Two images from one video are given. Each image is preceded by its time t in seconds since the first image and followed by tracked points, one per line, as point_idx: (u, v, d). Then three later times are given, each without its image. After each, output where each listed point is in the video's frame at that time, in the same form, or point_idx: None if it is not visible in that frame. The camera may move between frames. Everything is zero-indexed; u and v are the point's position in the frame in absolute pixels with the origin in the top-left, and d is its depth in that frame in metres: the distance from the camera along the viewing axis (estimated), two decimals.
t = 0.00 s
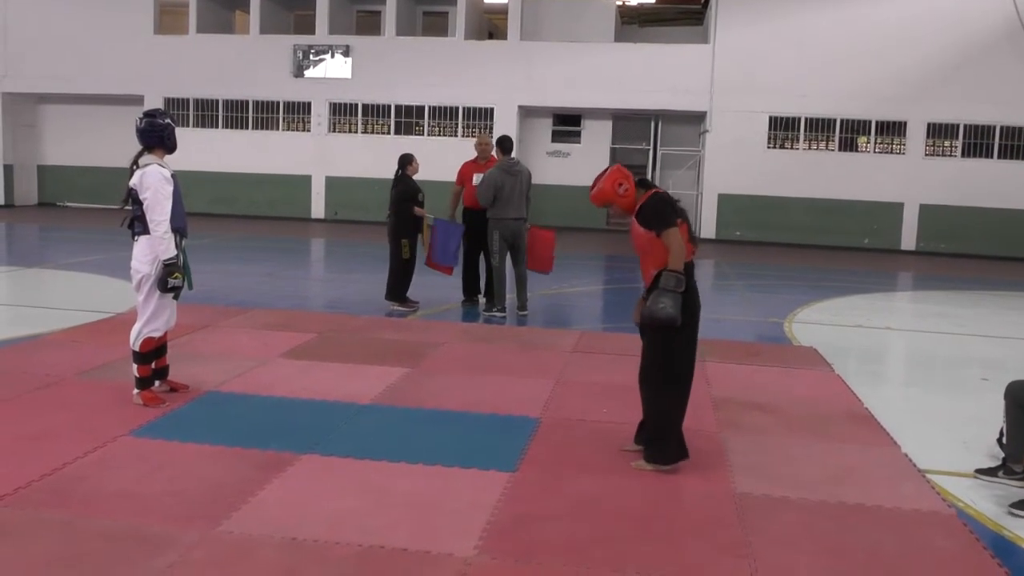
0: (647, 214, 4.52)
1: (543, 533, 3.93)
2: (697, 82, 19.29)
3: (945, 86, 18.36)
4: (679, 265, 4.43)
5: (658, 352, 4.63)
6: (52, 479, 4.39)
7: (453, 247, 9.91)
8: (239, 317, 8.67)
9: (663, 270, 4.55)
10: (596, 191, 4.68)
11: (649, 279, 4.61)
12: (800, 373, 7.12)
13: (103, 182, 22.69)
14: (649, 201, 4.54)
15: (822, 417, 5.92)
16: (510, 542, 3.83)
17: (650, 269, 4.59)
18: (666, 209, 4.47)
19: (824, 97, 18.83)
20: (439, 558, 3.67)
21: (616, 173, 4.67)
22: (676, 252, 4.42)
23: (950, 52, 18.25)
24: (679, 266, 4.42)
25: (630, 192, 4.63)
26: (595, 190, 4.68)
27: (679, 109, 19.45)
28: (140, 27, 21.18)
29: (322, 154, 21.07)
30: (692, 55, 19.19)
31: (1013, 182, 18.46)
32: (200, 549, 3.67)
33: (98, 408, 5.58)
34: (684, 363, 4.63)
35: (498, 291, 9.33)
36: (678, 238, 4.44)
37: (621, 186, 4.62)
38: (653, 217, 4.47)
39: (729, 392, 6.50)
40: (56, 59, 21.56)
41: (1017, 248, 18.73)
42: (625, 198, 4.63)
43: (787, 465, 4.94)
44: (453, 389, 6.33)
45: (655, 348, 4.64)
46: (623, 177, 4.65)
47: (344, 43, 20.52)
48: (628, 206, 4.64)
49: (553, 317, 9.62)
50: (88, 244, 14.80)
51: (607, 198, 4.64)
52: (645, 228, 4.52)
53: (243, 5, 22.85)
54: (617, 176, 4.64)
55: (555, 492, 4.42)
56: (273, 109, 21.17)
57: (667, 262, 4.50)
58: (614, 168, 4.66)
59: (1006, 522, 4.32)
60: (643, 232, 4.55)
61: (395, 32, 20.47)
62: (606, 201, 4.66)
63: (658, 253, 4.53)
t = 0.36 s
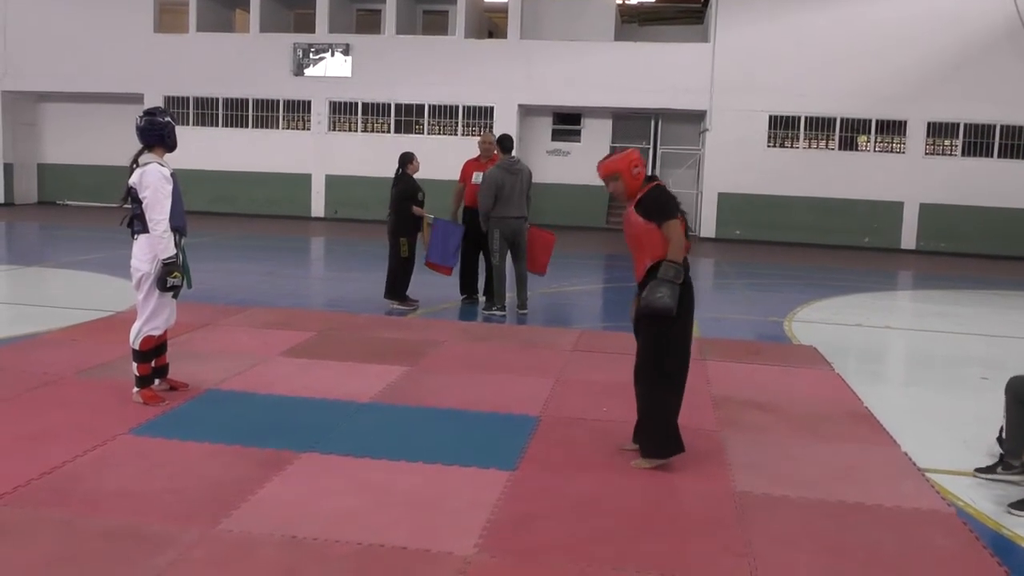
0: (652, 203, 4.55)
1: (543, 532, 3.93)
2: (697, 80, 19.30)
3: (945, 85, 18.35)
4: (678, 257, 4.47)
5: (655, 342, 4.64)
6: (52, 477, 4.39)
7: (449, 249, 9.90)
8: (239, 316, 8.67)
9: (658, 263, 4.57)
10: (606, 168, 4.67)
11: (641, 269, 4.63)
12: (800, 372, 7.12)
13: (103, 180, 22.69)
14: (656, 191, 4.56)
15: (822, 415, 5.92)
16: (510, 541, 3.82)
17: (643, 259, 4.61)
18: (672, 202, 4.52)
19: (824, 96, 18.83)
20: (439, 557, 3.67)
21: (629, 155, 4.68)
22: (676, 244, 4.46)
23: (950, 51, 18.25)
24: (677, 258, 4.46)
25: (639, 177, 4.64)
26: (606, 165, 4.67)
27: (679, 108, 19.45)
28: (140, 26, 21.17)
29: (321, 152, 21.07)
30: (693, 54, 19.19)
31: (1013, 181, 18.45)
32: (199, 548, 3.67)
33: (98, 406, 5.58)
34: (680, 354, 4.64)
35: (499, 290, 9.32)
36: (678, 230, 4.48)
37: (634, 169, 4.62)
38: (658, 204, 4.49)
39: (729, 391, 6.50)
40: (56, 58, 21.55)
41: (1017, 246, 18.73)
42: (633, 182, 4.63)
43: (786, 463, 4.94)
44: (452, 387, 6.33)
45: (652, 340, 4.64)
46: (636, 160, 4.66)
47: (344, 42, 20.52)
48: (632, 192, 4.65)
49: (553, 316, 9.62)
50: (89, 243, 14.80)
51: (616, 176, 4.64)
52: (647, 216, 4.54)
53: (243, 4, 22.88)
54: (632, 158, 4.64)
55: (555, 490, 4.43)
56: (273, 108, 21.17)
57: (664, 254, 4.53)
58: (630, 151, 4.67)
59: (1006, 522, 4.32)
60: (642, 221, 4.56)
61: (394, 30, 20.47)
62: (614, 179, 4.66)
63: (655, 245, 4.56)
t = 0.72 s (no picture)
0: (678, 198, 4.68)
1: (544, 529, 3.93)
2: (696, 78, 19.28)
3: (944, 81, 18.35)
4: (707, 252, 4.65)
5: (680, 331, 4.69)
6: (52, 477, 4.39)
7: (449, 250, 9.93)
8: (239, 315, 8.67)
9: (676, 259, 4.72)
10: (632, 162, 4.67)
11: (659, 264, 4.72)
12: (800, 369, 7.12)
13: (103, 180, 22.68)
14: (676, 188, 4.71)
15: (823, 413, 5.92)
16: (510, 540, 3.83)
17: (661, 254, 4.70)
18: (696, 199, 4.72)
19: (824, 93, 18.82)
20: (439, 555, 3.67)
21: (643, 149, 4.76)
22: (707, 239, 4.66)
23: (950, 47, 18.24)
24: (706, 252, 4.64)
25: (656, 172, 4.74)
26: (630, 154, 4.68)
27: (678, 106, 19.43)
28: (139, 25, 21.16)
29: (321, 151, 21.05)
30: (692, 52, 19.17)
31: (1013, 176, 18.44)
32: (201, 547, 3.67)
33: (98, 406, 5.57)
34: (689, 352, 4.69)
35: (499, 289, 9.31)
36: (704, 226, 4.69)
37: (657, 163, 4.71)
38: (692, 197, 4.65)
39: (730, 388, 6.50)
40: (55, 58, 21.54)
41: (1018, 243, 18.73)
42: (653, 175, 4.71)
43: (787, 461, 4.94)
44: (453, 386, 6.33)
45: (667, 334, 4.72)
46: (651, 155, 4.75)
47: (343, 40, 20.52)
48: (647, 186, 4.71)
49: (554, 314, 9.61)
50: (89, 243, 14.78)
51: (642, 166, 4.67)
52: (674, 208, 4.65)
53: (242, 3, 22.88)
54: (651, 152, 4.73)
55: (556, 488, 4.42)
56: (273, 107, 21.15)
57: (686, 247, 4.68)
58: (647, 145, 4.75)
59: (1007, 518, 4.32)
60: (667, 215, 4.65)
61: (394, 29, 20.46)
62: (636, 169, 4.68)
63: (675, 240, 4.69)
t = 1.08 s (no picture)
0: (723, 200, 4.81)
1: (545, 528, 3.92)
2: (696, 76, 19.27)
3: (944, 79, 18.34)
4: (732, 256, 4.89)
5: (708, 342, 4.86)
6: (53, 477, 4.39)
7: (449, 250, 9.93)
8: (239, 315, 8.67)
9: (710, 260, 4.79)
10: (704, 159, 4.65)
11: (695, 262, 4.76)
12: (801, 367, 7.12)
13: (103, 180, 22.67)
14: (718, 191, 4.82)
15: (824, 411, 5.91)
16: (511, 538, 3.83)
17: (699, 253, 4.75)
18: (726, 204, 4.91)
19: (824, 91, 18.81)
20: (441, 555, 3.66)
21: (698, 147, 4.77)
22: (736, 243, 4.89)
23: (950, 44, 18.23)
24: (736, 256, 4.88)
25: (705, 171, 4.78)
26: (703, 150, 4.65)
27: (678, 104, 19.42)
28: (139, 26, 21.17)
29: (321, 150, 21.05)
30: (692, 50, 19.17)
31: (1013, 173, 18.44)
32: (202, 547, 3.67)
33: (99, 406, 5.57)
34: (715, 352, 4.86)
35: (499, 288, 9.30)
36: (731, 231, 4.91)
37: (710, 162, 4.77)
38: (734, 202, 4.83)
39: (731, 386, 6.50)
40: (55, 59, 21.53)
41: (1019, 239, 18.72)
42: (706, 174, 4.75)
43: (788, 459, 4.94)
44: (454, 386, 6.33)
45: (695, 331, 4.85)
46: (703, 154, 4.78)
47: (343, 40, 20.51)
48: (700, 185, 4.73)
49: (554, 313, 9.61)
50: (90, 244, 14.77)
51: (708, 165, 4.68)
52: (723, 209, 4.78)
53: (241, 3, 22.89)
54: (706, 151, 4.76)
55: (557, 487, 4.42)
56: (273, 107, 21.15)
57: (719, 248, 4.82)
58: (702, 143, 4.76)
59: (1008, 515, 4.32)
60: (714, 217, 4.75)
61: (393, 28, 20.46)
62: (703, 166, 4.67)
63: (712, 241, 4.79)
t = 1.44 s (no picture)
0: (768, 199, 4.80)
1: (547, 526, 3.92)
2: (697, 74, 19.26)
3: (944, 77, 18.33)
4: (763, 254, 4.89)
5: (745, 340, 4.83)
6: (53, 477, 4.39)
7: (448, 248, 9.93)
8: (240, 313, 8.67)
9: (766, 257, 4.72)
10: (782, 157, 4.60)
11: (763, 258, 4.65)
12: (801, 365, 7.11)
13: (103, 179, 22.68)
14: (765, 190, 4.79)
15: (825, 408, 5.91)
16: (513, 537, 3.82)
17: (768, 249, 4.64)
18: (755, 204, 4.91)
19: (825, 89, 18.80)
20: (442, 553, 3.66)
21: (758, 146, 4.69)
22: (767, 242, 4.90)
23: (950, 43, 18.22)
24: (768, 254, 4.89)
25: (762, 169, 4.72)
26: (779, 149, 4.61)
27: (678, 102, 19.40)
28: (140, 26, 21.17)
29: (322, 149, 21.05)
30: (692, 48, 19.16)
31: (1013, 171, 18.44)
32: (203, 546, 3.66)
33: (99, 405, 5.57)
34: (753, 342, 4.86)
35: (499, 286, 9.30)
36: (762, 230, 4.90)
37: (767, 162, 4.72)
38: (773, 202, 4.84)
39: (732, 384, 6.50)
40: (55, 58, 21.53)
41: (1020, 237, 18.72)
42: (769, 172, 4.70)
43: (790, 456, 4.93)
44: (455, 384, 6.32)
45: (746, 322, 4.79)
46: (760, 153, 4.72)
47: (343, 38, 20.49)
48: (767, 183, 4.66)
49: (556, 312, 9.61)
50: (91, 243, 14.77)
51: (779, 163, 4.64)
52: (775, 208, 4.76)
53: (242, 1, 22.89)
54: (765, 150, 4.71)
55: (559, 486, 4.42)
56: (272, 106, 21.14)
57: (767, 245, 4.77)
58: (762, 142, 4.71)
59: (1009, 513, 4.31)
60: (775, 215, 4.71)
61: (393, 27, 20.46)
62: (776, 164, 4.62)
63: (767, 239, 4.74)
